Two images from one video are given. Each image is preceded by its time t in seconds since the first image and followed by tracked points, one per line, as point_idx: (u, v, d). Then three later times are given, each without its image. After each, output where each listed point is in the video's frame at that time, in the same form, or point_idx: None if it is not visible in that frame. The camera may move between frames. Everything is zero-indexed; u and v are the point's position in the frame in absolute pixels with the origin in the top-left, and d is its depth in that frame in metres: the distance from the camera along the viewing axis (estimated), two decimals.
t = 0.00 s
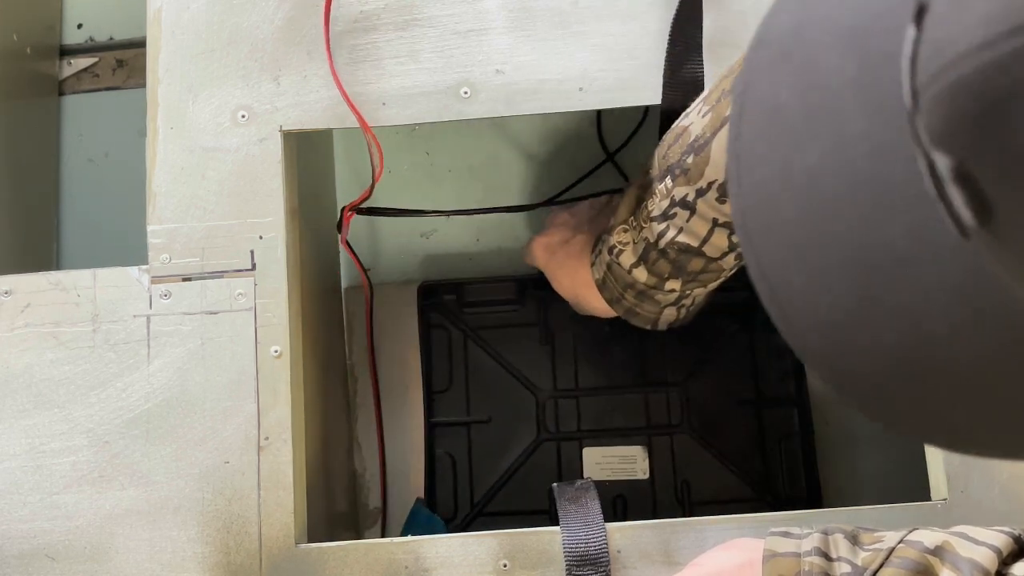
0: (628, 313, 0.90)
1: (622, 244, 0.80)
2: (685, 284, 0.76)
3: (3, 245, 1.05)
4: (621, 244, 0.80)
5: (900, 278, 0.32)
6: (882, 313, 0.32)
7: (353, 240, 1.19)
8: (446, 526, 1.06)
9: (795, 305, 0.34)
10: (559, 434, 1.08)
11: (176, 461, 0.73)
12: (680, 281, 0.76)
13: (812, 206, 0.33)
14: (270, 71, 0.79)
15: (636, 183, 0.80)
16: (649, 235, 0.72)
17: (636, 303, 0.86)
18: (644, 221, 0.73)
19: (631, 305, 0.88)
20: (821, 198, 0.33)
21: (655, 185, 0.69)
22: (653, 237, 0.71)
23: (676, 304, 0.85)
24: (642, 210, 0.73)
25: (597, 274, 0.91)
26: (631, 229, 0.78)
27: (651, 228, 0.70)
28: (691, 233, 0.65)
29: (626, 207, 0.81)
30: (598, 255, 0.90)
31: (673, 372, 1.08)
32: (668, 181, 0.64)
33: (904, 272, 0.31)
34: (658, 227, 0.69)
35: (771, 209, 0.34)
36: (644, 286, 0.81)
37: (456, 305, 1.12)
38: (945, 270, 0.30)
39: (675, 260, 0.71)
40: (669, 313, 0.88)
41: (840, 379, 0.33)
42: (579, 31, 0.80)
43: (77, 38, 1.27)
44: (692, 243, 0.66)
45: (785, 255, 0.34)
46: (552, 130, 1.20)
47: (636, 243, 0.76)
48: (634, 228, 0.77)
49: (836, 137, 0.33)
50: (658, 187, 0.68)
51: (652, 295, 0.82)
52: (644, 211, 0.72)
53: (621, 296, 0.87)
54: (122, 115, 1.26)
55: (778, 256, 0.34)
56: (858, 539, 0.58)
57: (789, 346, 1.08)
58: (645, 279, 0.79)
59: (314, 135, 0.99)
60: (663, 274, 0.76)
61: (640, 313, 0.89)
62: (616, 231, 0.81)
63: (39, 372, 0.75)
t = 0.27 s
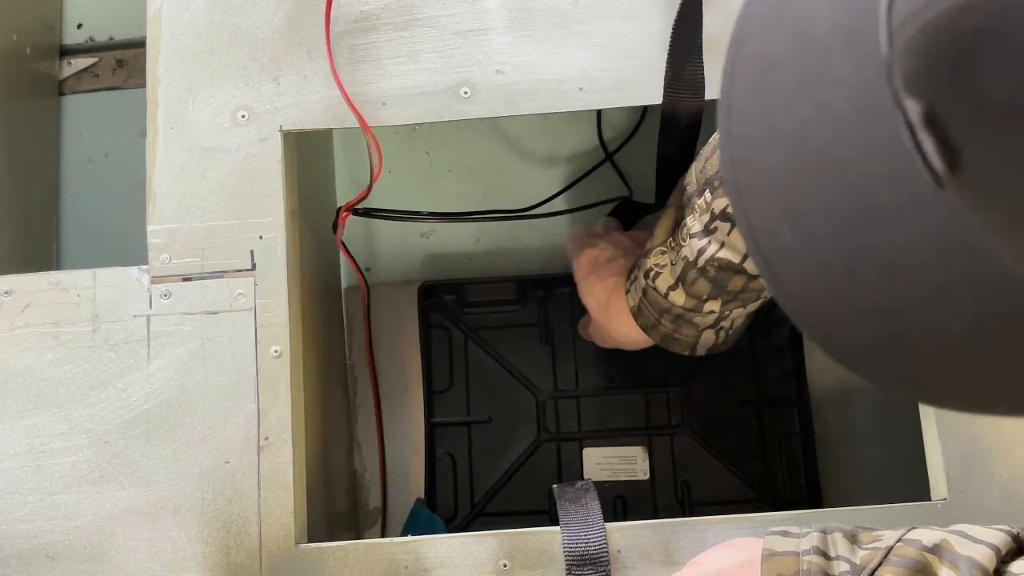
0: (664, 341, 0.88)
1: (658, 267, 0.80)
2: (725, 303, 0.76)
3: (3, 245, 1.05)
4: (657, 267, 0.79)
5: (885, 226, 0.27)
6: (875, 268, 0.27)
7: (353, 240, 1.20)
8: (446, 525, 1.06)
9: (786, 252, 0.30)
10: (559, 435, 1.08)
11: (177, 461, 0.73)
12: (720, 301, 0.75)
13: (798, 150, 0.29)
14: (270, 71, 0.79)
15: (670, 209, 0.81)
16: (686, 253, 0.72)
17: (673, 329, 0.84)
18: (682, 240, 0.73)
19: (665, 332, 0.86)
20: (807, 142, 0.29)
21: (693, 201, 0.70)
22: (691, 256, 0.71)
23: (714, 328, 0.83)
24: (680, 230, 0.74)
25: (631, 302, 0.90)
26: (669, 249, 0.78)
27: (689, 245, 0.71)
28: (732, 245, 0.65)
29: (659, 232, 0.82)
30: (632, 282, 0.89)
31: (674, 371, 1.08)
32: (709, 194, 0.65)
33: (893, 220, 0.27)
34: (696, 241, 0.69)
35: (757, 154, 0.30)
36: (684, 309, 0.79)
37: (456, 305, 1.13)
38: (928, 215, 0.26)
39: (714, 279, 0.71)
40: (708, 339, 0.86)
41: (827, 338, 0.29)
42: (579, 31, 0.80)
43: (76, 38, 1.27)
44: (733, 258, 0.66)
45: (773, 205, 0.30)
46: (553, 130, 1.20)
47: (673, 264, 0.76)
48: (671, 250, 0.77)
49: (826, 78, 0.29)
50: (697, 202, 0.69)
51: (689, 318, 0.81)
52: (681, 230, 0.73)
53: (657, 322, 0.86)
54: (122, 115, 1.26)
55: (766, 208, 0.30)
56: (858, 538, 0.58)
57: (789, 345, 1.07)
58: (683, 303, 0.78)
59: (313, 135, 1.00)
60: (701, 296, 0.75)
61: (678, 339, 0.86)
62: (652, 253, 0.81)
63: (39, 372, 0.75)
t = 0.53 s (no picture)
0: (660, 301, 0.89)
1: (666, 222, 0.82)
2: (723, 271, 0.78)
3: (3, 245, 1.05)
4: (666, 222, 0.81)
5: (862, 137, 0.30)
6: (851, 177, 0.30)
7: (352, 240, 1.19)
8: (446, 523, 1.06)
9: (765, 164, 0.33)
10: (561, 433, 1.08)
11: (177, 461, 0.73)
12: (718, 267, 0.77)
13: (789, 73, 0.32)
14: (270, 71, 0.79)
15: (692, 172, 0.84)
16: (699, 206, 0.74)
17: (671, 287, 0.85)
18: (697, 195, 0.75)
19: (663, 293, 0.87)
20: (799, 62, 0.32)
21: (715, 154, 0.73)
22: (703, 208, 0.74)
23: (710, 298, 0.84)
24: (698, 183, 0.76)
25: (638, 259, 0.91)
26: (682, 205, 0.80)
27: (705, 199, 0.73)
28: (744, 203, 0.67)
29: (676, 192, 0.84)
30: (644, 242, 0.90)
31: (675, 370, 1.08)
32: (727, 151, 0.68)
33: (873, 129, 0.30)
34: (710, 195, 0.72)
35: (748, 72, 0.33)
36: (682, 267, 0.81)
37: (460, 301, 1.12)
38: (910, 139, 0.29)
39: (717, 239, 0.73)
40: (701, 308, 0.87)
41: (798, 249, 0.32)
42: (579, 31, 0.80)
43: (77, 38, 1.27)
44: (740, 219, 0.69)
45: (757, 118, 0.33)
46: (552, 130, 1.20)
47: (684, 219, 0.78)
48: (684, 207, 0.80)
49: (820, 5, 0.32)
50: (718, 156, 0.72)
51: (688, 279, 0.82)
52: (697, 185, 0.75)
53: (657, 278, 0.86)
54: (122, 115, 1.26)
55: (753, 119, 0.33)
56: (856, 537, 0.58)
57: (792, 347, 1.08)
58: (683, 260, 0.80)
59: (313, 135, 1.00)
60: (701, 254, 0.77)
61: (674, 303, 0.88)
62: (664, 208, 0.82)
63: (39, 372, 0.75)
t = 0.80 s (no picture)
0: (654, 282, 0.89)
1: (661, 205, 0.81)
2: (716, 260, 0.78)
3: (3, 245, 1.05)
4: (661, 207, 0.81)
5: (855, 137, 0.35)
6: (843, 172, 0.35)
7: (352, 240, 1.19)
8: (445, 522, 1.06)
9: (765, 167, 0.37)
10: (561, 434, 1.07)
11: (177, 461, 0.73)
12: (711, 256, 0.77)
13: (786, 80, 0.37)
14: (270, 71, 0.79)
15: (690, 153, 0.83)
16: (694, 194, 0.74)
17: (665, 271, 0.85)
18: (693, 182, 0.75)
19: (657, 276, 0.88)
20: (796, 70, 0.36)
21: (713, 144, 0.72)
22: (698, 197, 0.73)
23: (703, 284, 0.85)
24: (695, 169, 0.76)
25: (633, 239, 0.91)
26: (679, 192, 0.80)
27: (700, 188, 0.73)
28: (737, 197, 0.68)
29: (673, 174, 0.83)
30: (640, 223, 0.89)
31: (675, 369, 1.08)
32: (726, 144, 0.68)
33: (867, 127, 0.34)
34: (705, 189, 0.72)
35: (748, 82, 0.38)
36: (675, 252, 0.81)
37: (461, 300, 1.12)
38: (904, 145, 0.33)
39: (710, 230, 0.73)
40: (694, 293, 0.87)
41: (797, 246, 0.36)
42: (579, 30, 0.80)
43: (76, 38, 1.27)
44: (732, 212, 0.69)
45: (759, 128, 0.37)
46: (552, 129, 1.20)
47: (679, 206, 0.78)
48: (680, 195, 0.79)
49: (811, 17, 0.36)
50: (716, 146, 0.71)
51: (682, 266, 0.82)
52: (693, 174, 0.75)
53: (653, 261, 0.86)
54: (122, 115, 1.26)
55: (753, 125, 0.38)
56: (855, 539, 0.58)
57: (791, 347, 1.08)
58: (677, 246, 0.80)
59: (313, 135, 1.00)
60: (694, 243, 0.77)
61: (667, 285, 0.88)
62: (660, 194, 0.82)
63: (39, 372, 0.75)
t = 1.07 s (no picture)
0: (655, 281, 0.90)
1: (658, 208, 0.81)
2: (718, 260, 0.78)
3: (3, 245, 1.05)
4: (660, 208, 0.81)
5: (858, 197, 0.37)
6: (845, 231, 0.38)
7: (352, 240, 1.19)
8: (445, 522, 1.06)
9: (774, 225, 0.40)
10: (561, 434, 1.07)
11: (177, 460, 0.73)
12: (712, 257, 0.78)
13: (789, 136, 0.39)
14: (270, 71, 0.79)
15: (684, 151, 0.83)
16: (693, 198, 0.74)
17: (666, 271, 0.86)
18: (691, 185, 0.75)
19: (658, 276, 0.88)
20: (797, 127, 0.39)
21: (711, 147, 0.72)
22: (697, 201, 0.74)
23: (703, 282, 0.86)
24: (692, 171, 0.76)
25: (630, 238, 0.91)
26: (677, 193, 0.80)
27: (699, 191, 0.73)
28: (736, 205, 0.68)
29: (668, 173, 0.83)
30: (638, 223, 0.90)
31: (675, 369, 1.08)
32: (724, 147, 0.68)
33: (871, 185, 0.37)
34: (705, 192, 0.72)
35: (750, 138, 0.40)
36: (675, 252, 0.82)
37: (460, 300, 1.12)
38: (906, 204, 0.36)
39: (711, 231, 0.74)
40: (695, 291, 0.88)
41: (804, 299, 0.39)
42: (578, 30, 0.80)
43: (76, 38, 1.27)
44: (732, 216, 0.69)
45: (762, 185, 0.40)
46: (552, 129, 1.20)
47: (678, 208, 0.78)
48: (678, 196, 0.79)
49: (801, 82, 0.39)
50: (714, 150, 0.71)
51: (682, 266, 0.83)
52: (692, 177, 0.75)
53: (653, 261, 0.87)
54: (121, 115, 1.26)
55: (757, 185, 0.40)
56: (858, 540, 0.59)
57: (791, 347, 1.08)
58: (678, 247, 0.80)
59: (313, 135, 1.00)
60: (696, 244, 0.78)
61: (666, 283, 0.89)
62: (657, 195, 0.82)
63: (39, 372, 0.75)
